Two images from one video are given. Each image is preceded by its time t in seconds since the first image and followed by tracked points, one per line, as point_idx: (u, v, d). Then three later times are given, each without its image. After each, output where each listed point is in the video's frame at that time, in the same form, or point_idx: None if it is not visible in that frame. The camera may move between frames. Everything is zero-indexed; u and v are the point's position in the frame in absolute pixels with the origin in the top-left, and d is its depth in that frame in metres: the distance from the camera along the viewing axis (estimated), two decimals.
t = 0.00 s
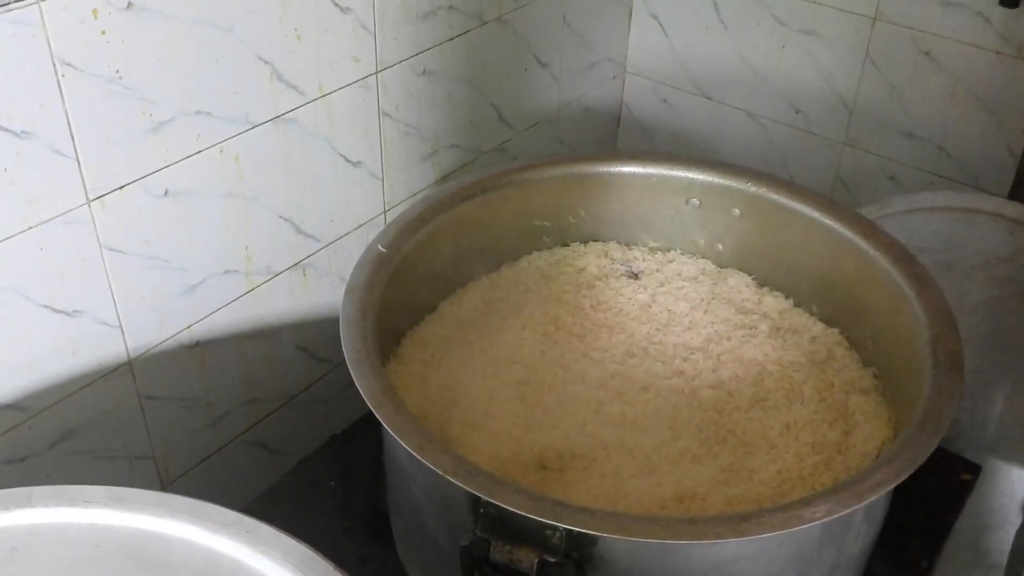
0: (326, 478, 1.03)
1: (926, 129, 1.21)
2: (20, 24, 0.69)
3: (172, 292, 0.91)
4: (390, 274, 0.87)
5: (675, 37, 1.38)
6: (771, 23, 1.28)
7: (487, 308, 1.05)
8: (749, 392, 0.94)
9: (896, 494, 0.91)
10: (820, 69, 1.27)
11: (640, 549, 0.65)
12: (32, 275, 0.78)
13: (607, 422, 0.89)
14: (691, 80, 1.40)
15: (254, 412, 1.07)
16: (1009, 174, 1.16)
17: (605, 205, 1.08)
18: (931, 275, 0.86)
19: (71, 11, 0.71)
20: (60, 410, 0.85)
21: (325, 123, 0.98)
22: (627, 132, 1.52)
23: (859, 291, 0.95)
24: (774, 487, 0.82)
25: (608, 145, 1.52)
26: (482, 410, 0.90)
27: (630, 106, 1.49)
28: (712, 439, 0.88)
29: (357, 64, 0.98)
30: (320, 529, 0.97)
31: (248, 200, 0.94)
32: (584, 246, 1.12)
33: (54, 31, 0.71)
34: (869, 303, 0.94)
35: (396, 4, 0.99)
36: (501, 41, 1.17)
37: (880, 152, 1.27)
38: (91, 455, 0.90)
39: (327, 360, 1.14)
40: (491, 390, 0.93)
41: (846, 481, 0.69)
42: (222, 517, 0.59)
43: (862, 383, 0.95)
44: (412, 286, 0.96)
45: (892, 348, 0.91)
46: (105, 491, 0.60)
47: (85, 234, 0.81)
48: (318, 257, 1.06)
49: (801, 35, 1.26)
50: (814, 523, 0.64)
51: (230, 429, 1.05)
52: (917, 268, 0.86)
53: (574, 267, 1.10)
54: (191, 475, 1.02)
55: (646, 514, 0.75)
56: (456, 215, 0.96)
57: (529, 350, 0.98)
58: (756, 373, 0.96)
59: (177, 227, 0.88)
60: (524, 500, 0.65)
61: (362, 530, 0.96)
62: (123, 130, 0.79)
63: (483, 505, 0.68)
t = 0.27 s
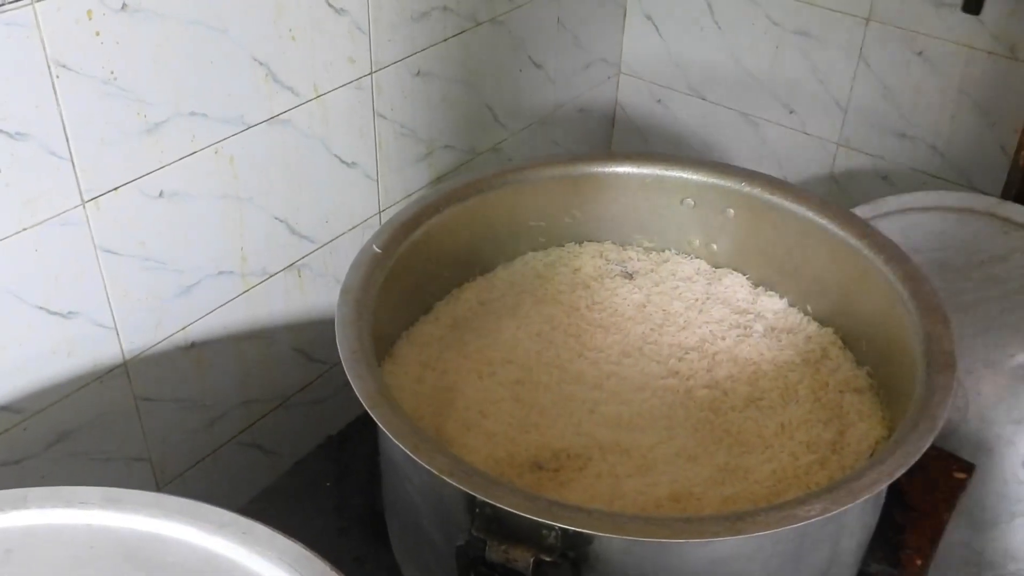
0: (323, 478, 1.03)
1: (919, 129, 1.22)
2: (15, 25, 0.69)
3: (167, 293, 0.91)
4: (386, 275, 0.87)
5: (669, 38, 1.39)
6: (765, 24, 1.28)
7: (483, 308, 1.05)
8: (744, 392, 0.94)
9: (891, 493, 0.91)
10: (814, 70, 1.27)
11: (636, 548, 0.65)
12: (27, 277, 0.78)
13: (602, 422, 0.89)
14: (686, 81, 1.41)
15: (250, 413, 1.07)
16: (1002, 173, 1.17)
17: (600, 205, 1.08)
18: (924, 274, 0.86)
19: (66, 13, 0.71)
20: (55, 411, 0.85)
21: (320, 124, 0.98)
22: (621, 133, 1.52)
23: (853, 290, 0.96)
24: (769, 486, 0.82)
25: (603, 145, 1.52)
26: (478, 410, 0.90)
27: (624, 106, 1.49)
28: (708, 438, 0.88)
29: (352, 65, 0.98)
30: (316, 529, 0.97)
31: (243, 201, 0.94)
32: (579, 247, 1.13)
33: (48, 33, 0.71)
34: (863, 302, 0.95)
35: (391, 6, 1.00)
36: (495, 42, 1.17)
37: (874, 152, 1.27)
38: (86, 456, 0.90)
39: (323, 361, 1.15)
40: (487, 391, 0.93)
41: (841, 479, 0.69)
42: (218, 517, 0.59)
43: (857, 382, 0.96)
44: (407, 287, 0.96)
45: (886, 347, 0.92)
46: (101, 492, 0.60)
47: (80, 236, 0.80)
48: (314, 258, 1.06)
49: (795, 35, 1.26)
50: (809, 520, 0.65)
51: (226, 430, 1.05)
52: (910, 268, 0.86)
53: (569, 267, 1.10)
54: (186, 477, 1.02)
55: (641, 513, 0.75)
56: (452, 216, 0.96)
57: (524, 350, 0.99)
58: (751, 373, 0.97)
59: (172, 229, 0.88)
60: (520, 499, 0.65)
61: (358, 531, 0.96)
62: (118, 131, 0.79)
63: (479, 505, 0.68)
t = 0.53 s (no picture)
0: (317, 476, 1.03)
1: (913, 130, 1.22)
2: (8, 23, 0.69)
3: (162, 291, 0.91)
4: (380, 274, 0.87)
5: (664, 38, 1.39)
6: (760, 24, 1.29)
7: (477, 307, 1.05)
8: (737, 391, 0.94)
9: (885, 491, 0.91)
10: (808, 70, 1.27)
11: (629, 547, 0.66)
12: (21, 275, 0.78)
13: (596, 421, 0.89)
14: (681, 80, 1.41)
15: (244, 411, 1.07)
16: (995, 174, 1.17)
17: (594, 204, 1.08)
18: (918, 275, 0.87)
19: (60, 11, 0.71)
20: (49, 410, 0.85)
21: (314, 122, 0.98)
22: (616, 132, 1.52)
23: (846, 290, 0.96)
24: (762, 485, 0.82)
25: (598, 144, 1.52)
26: (472, 409, 0.90)
27: (619, 105, 1.49)
28: (701, 437, 0.89)
29: (347, 64, 0.98)
30: (310, 528, 0.97)
31: (238, 200, 0.94)
32: (573, 246, 1.13)
33: (43, 31, 0.71)
34: (856, 302, 0.95)
35: (386, 5, 0.99)
36: (490, 41, 1.17)
37: (868, 151, 1.28)
38: (80, 454, 0.90)
39: (317, 359, 1.15)
40: (481, 389, 0.93)
41: (833, 478, 0.70)
42: (212, 515, 0.59)
43: (850, 381, 0.96)
44: (401, 286, 0.96)
45: (879, 347, 0.92)
46: (94, 491, 0.60)
47: (74, 234, 0.80)
48: (308, 256, 1.06)
49: (790, 35, 1.27)
50: (801, 519, 0.65)
51: (220, 428, 1.05)
52: (903, 267, 0.87)
53: (564, 266, 1.10)
54: (180, 475, 1.02)
55: (634, 511, 0.76)
56: (446, 214, 0.96)
57: (519, 349, 0.99)
58: (744, 372, 0.97)
59: (166, 227, 0.88)
60: (513, 498, 0.66)
61: (352, 529, 0.96)
62: (112, 130, 0.79)
63: (472, 503, 0.69)
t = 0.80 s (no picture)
0: (313, 475, 1.03)
1: (910, 130, 1.22)
2: (5, 22, 0.69)
3: (159, 290, 0.91)
4: (377, 273, 0.87)
5: (662, 38, 1.39)
6: (757, 24, 1.29)
7: (474, 306, 1.05)
8: (734, 390, 0.94)
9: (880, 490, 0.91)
10: (805, 70, 1.27)
11: (626, 546, 0.66)
12: (18, 274, 0.78)
13: (593, 420, 0.89)
14: (678, 80, 1.41)
15: (241, 410, 1.07)
16: (992, 174, 1.18)
17: (591, 204, 1.08)
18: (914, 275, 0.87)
19: (58, 10, 0.71)
20: (46, 408, 0.85)
21: (312, 121, 0.98)
22: (614, 131, 1.52)
23: (843, 290, 0.96)
24: (758, 485, 0.82)
25: (595, 143, 1.52)
26: (469, 408, 0.90)
27: (617, 105, 1.49)
28: (698, 436, 0.89)
29: (344, 63, 0.98)
30: (307, 527, 0.97)
31: (235, 199, 0.94)
32: (570, 246, 1.13)
33: (40, 30, 0.71)
34: (852, 302, 0.95)
35: (384, 4, 1.00)
36: (488, 41, 1.18)
37: (865, 151, 1.28)
38: (77, 453, 0.90)
39: (314, 358, 1.15)
40: (478, 389, 0.93)
41: (830, 477, 0.70)
42: (209, 514, 0.59)
43: (846, 381, 0.96)
44: (398, 285, 0.96)
45: (875, 346, 0.92)
46: (92, 489, 0.60)
47: (71, 233, 0.80)
48: (305, 255, 1.06)
49: (787, 35, 1.27)
50: (797, 518, 0.65)
51: (217, 427, 1.05)
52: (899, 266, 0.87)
53: (561, 266, 1.10)
54: (177, 474, 1.02)
55: (630, 510, 0.76)
56: (444, 214, 0.96)
57: (516, 348, 0.99)
58: (741, 371, 0.97)
59: (163, 226, 0.88)
60: (510, 497, 0.66)
61: (349, 528, 0.96)
62: (109, 129, 0.79)
63: (469, 502, 0.69)
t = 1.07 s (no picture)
0: (311, 475, 1.03)
1: (908, 131, 1.22)
2: (3, 22, 0.69)
3: (157, 290, 0.91)
4: (376, 273, 0.87)
5: (660, 39, 1.39)
6: (755, 25, 1.29)
7: (473, 307, 1.05)
8: (732, 391, 0.94)
9: (878, 491, 0.91)
10: (804, 71, 1.27)
11: (623, 546, 0.66)
12: (16, 273, 0.78)
13: (591, 421, 0.89)
14: (677, 81, 1.41)
15: (239, 410, 1.07)
16: (990, 175, 1.18)
17: (590, 204, 1.08)
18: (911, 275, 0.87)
19: (56, 10, 0.71)
20: (44, 408, 0.85)
21: (310, 121, 0.98)
22: (612, 132, 1.52)
23: (841, 291, 0.96)
24: (756, 485, 0.82)
25: (594, 144, 1.52)
26: (467, 408, 0.90)
27: (615, 106, 1.49)
28: (696, 437, 0.89)
29: (343, 63, 0.98)
30: (304, 527, 0.97)
31: (233, 199, 0.94)
32: (569, 246, 1.13)
33: (38, 29, 0.71)
34: (851, 302, 0.95)
35: (382, 4, 0.99)
36: (486, 41, 1.17)
37: (863, 152, 1.28)
38: (75, 453, 0.90)
39: (312, 358, 1.15)
40: (477, 389, 0.93)
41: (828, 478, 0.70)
42: (207, 514, 0.59)
43: (844, 382, 0.96)
44: (396, 286, 0.96)
45: (873, 347, 0.92)
46: (90, 489, 0.60)
47: (69, 232, 0.80)
48: (303, 255, 1.06)
49: (785, 36, 1.27)
50: (795, 519, 0.65)
51: (215, 428, 1.05)
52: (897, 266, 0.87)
53: (559, 266, 1.10)
54: (175, 474, 1.02)
55: (628, 510, 0.76)
56: (442, 214, 0.96)
57: (514, 348, 0.99)
58: (739, 372, 0.97)
59: (161, 225, 0.88)
60: (508, 497, 0.66)
61: (347, 528, 0.96)
62: (107, 128, 0.79)
63: (467, 502, 0.69)
